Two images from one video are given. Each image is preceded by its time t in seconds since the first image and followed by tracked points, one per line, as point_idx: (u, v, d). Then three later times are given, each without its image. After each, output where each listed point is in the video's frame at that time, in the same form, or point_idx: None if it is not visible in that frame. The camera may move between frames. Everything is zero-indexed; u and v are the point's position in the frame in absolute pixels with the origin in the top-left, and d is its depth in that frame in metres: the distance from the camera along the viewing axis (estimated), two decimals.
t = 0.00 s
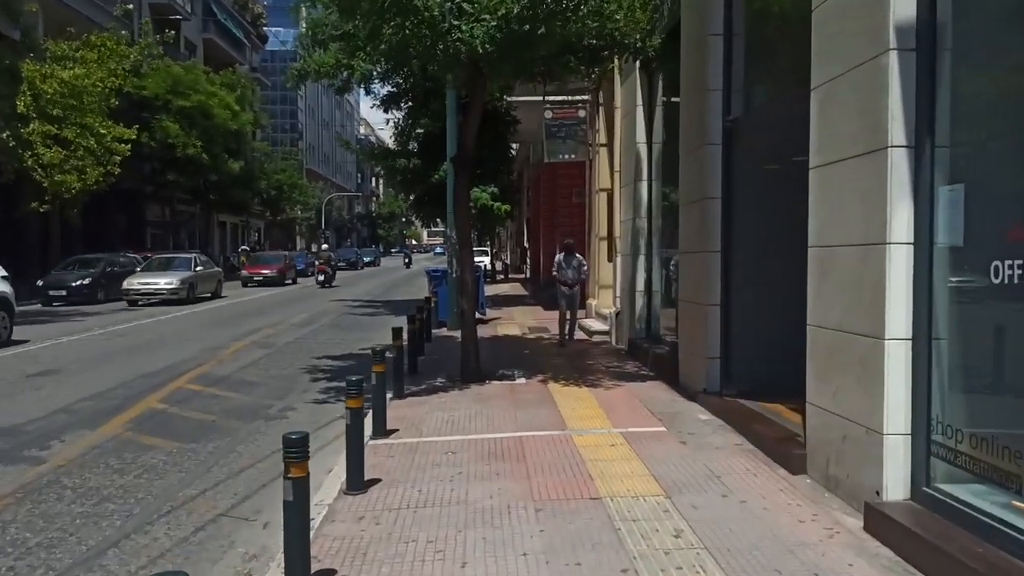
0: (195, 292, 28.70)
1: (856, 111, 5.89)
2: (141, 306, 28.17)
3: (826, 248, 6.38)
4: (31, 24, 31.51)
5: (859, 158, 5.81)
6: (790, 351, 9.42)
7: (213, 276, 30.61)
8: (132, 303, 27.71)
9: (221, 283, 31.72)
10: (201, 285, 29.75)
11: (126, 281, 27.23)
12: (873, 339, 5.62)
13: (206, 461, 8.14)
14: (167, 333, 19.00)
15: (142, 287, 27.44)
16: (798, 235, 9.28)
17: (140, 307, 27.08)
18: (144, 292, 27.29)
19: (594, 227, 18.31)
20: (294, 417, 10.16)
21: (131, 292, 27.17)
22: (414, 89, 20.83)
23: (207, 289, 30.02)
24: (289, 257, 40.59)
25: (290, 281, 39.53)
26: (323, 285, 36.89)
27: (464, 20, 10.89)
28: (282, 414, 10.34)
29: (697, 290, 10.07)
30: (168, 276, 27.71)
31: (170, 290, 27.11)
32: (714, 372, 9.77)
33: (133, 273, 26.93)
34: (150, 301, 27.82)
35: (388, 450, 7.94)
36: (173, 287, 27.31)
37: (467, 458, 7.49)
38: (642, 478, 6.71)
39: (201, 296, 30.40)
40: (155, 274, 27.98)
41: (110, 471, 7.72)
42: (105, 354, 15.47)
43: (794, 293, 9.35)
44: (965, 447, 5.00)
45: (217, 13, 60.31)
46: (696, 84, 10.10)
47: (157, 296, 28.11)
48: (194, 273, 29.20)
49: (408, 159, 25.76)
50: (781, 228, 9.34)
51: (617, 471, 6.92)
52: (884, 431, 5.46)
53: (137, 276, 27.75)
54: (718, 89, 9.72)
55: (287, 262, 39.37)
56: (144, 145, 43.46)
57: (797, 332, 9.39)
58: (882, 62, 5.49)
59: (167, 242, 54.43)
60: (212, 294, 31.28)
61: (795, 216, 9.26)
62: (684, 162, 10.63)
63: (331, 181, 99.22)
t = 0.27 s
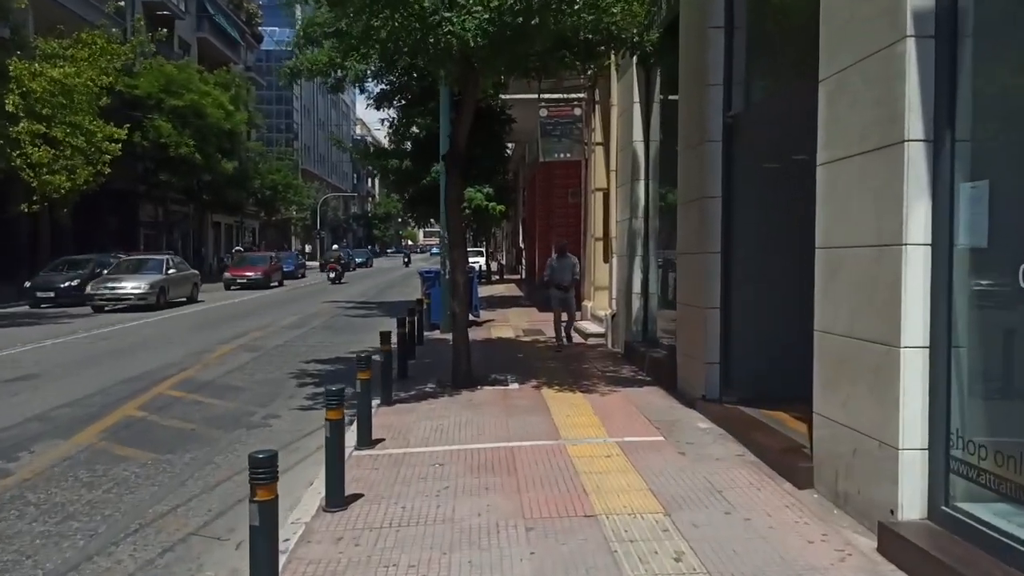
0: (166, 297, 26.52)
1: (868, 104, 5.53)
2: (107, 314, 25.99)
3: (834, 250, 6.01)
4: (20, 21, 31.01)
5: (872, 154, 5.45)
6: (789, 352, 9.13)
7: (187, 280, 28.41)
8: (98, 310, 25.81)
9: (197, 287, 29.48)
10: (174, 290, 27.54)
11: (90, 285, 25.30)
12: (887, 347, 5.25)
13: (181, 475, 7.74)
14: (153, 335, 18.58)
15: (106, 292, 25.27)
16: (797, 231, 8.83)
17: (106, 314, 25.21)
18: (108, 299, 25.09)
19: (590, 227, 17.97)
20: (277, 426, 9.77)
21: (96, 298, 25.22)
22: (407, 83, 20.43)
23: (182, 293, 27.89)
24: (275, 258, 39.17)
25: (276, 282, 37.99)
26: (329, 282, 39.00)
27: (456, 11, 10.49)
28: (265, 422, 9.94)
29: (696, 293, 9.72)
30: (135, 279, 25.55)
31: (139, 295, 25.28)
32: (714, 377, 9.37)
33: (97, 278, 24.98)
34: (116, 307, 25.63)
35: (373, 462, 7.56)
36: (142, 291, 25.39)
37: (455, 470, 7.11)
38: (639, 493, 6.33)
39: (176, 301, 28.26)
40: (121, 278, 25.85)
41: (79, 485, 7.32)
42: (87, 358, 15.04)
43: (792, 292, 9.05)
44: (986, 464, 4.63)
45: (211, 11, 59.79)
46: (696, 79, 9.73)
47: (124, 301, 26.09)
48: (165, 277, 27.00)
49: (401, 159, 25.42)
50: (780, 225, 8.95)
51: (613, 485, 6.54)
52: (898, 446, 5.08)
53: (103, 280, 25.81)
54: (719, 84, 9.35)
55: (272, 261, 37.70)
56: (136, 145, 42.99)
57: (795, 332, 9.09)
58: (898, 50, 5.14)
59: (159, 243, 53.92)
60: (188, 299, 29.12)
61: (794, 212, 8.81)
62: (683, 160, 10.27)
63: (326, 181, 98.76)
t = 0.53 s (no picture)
0: (127, 299, 24.93)
1: (881, 91, 5.11)
2: (64, 316, 24.51)
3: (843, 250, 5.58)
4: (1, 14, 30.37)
5: (887, 145, 5.02)
6: (788, 353, 8.69)
7: (153, 280, 26.75)
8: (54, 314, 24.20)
9: (164, 288, 27.77)
10: (137, 291, 25.95)
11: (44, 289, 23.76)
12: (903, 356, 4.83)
13: (145, 488, 7.27)
14: (134, 336, 18.06)
15: (61, 295, 23.70)
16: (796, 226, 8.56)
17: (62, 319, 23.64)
18: (64, 301, 23.61)
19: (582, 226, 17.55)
20: (253, 433, 9.30)
21: (50, 302, 23.67)
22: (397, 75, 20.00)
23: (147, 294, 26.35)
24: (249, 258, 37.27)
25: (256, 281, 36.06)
26: (329, 279, 41.50)
27: None
28: (240, 429, 9.46)
29: (692, 295, 9.27)
30: (92, 280, 23.96)
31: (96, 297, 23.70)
32: (711, 384, 8.95)
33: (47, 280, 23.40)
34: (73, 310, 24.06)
35: (350, 475, 7.10)
36: (99, 293, 23.79)
37: (436, 485, 6.66)
38: (633, 511, 5.90)
39: (140, 303, 26.68)
40: (79, 280, 24.28)
41: (34, 501, 6.84)
42: (61, 360, 14.52)
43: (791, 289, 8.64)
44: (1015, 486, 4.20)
45: (200, 6, 59.06)
46: (692, 70, 9.30)
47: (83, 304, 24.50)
48: (127, 277, 25.39)
49: (391, 156, 24.97)
50: (777, 219, 8.63)
51: (605, 502, 6.11)
52: (916, 464, 4.65)
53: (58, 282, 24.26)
54: (716, 75, 8.91)
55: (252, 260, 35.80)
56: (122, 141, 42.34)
57: (795, 332, 8.67)
58: (915, 31, 4.71)
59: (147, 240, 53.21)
60: (154, 301, 27.44)
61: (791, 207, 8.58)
62: (679, 156, 9.83)
63: (317, 178, 98.05)
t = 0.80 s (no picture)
0: (89, 306, 22.08)
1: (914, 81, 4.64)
2: (16, 325, 21.56)
3: (869, 256, 5.13)
4: None
5: (922, 140, 4.55)
6: (797, 356, 8.36)
7: (121, 285, 24.02)
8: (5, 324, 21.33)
9: (136, 293, 25.26)
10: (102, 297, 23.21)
11: None
12: (940, 371, 4.38)
13: (117, 508, 6.79)
14: (120, 340, 17.55)
15: (11, 301, 20.81)
16: (802, 225, 8.29)
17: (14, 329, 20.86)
18: (15, 310, 20.57)
19: (582, 227, 17.14)
20: (236, 446, 8.82)
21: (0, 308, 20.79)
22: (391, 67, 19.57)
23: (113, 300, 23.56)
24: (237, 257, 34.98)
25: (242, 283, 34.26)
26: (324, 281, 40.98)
27: None
28: (223, 441, 8.99)
29: (699, 301, 8.82)
30: (48, 286, 21.11)
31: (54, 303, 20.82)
32: (719, 394, 8.46)
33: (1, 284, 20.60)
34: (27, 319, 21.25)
35: (336, 495, 6.63)
36: (56, 299, 20.86)
37: (427, 507, 6.19)
38: (641, 538, 5.44)
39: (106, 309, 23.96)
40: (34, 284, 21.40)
41: None
42: (43, 366, 14.02)
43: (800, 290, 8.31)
44: None
45: (195, 5, 58.48)
46: (699, 64, 8.84)
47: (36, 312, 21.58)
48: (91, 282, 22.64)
49: (385, 156, 24.41)
50: (783, 218, 8.31)
51: (610, 528, 5.64)
52: (957, 495, 4.20)
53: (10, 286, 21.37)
54: (725, 70, 8.44)
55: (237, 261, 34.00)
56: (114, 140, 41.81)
57: (804, 334, 8.34)
58: (955, 16, 4.25)
59: (140, 241, 52.66)
60: (123, 308, 24.82)
61: (797, 206, 8.30)
62: (683, 155, 9.40)
63: (314, 179, 97.35)
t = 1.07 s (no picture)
0: (49, 310, 20.16)
1: (969, 55, 4.18)
2: None
3: (913, 247, 4.68)
4: None
5: (981, 118, 4.09)
6: (815, 354, 7.92)
7: (88, 286, 22.17)
8: None
9: (104, 294, 23.41)
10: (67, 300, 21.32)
11: None
12: (1002, 377, 3.91)
13: (92, 522, 6.32)
14: (110, 340, 17.07)
15: None
16: (821, 217, 7.88)
17: None
18: None
19: (585, 225, 16.66)
20: (224, 454, 8.34)
21: None
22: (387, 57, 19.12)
23: (77, 303, 21.58)
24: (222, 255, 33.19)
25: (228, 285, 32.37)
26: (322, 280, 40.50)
27: None
28: (210, 448, 8.52)
29: (713, 298, 8.36)
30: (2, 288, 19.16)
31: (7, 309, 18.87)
32: (736, 398, 7.98)
33: None
34: None
35: (327, 508, 6.15)
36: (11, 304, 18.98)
37: (426, 523, 5.72)
38: (659, 560, 4.96)
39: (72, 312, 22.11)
40: None
41: None
42: (28, 367, 13.53)
43: (817, 285, 7.90)
44: None
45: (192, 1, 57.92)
46: (714, 49, 8.35)
47: None
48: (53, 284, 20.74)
49: (382, 151, 23.85)
50: (799, 210, 7.87)
51: (626, 547, 5.17)
52: (1021, 517, 3.75)
53: None
54: (742, 55, 7.96)
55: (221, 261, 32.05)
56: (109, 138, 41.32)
57: (821, 331, 7.91)
58: None
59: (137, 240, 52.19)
60: (91, 310, 23.02)
61: (816, 197, 7.86)
62: (696, 145, 8.95)
63: (312, 178, 96.81)
